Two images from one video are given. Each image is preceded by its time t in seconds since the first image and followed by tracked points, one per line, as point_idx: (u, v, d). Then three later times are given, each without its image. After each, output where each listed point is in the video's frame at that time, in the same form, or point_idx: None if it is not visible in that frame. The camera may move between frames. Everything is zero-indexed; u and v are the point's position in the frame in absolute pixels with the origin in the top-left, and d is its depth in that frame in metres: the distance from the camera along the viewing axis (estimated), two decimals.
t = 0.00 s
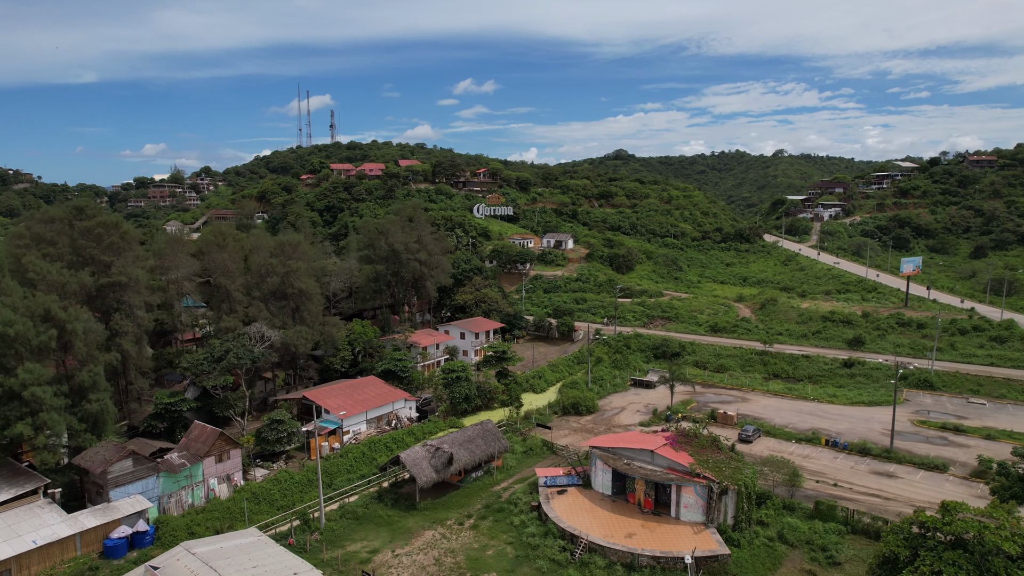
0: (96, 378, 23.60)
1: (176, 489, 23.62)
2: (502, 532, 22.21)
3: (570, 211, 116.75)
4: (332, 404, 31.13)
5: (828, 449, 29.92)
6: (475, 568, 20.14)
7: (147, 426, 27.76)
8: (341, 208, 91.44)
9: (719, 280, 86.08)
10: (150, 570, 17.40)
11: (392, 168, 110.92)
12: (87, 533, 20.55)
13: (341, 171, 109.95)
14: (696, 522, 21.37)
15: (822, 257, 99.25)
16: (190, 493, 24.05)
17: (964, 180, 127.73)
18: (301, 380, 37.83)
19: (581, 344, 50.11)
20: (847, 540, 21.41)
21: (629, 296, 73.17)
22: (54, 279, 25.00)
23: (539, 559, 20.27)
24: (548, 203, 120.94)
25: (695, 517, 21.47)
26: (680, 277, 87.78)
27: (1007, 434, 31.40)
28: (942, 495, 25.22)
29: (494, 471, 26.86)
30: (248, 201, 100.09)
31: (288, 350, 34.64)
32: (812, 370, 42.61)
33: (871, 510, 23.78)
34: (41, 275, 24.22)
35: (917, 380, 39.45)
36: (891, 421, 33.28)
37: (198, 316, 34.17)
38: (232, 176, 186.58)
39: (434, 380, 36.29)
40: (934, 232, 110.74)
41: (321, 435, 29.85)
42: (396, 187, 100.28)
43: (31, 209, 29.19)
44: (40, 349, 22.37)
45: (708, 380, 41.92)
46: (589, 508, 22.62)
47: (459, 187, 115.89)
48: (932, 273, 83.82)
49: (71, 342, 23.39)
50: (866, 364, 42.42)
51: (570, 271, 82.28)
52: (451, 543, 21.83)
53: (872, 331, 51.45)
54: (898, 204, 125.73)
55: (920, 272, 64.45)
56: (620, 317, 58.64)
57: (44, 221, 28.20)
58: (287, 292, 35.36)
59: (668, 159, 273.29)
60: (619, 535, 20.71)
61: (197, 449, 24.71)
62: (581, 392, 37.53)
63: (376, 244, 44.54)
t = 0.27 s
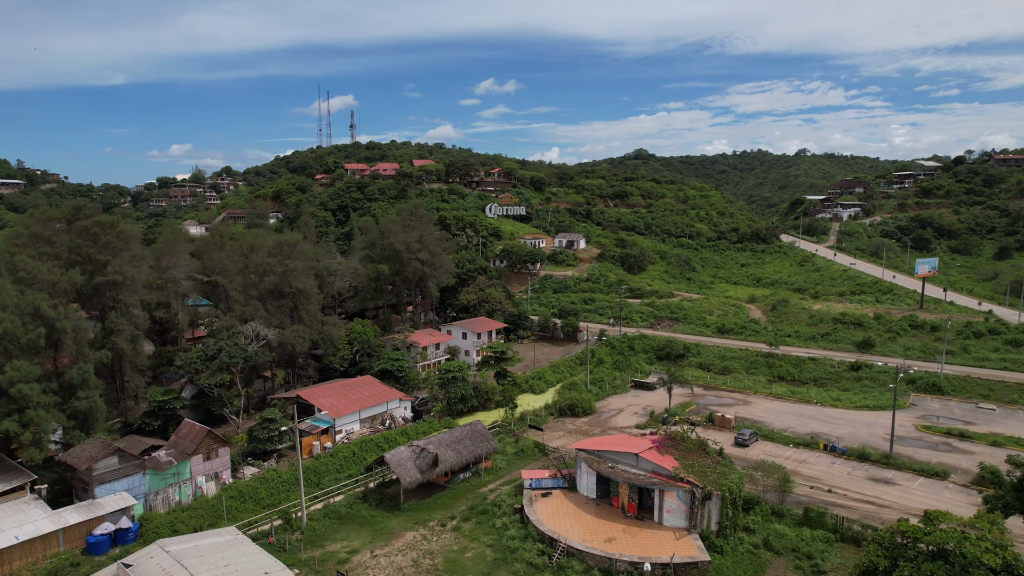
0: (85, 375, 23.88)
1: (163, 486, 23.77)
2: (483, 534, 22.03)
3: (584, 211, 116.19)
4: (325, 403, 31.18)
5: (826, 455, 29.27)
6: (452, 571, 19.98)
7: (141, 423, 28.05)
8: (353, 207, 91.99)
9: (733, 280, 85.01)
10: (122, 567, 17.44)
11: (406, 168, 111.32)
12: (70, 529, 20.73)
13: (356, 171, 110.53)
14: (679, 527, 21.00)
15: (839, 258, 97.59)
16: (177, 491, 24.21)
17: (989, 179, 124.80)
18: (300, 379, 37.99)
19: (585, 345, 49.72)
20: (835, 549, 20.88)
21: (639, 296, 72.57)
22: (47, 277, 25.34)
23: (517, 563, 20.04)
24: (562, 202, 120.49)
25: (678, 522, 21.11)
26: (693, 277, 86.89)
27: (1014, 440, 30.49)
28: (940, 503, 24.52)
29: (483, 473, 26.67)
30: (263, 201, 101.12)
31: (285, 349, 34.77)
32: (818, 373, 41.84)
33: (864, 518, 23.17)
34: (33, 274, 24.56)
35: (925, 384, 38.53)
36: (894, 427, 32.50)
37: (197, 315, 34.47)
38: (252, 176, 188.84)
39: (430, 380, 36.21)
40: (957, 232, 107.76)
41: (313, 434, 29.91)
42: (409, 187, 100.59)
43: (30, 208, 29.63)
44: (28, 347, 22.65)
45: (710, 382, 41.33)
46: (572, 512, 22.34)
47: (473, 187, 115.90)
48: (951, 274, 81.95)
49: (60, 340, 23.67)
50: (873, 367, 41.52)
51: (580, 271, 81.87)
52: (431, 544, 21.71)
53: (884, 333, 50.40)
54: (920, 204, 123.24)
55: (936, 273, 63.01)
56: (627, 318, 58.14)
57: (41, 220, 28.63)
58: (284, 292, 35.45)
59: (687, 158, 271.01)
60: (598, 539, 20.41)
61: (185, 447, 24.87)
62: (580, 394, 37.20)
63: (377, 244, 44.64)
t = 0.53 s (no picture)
0: (75, 373, 24.20)
1: (150, 483, 23.95)
2: (463, 536, 21.90)
3: (598, 211, 115.52)
4: (318, 402, 31.26)
5: (824, 460, 28.64)
6: (428, 573, 19.87)
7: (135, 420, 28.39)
8: (366, 206, 92.45)
9: (746, 281, 83.90)
10: (96, 564, 17.52)
11: (420, 168, 111.65)
12: (55, 525, 20.96)
13: (369, 171, 111.11)
14: (660, 532, 20.65)
15: (857, 258, 95.86)
16: (166, 488, 24.43)
17: (1015, 179, 121.71)
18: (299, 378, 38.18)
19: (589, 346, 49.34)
20: (821, 557, 20.38)
21: (649, 297, 71.90)
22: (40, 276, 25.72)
23: (493, 566, 19.85)
24: (576, 202, 119.92)
25: (659, 527, 20.76)
26: (706, 278, 85.93)
27: (1021, 447, 29.59)
28: (936, 511, 23.88)
29: (470, 474, 26.53)
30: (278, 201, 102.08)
31: (282, 348, 34.94)
32: (823, 376, 41.08)
33: (855, 526, 22.65)
34: (25, 272, 24.88)
35: (933, 388, 37.61)
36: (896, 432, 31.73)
37: (196, 314, 34.81)
38: (271, 176, 190.86)
39: (427, 380, 36.15)
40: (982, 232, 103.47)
41: (305, 433, 29.98)
42: (421, 186, 100.89)
43: (31, 208, 30.12)
44: (19, 344, 22.99)
45: (712, 384, 40.77)
46: (554, 515, 22.08)
47: (486, 187, 115.87)
48: (972, 276, 80.03)
49: (51, 338, 24.01)
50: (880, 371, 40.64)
51: (591, 271, 81.38)
52: (411, 545, 21.62)
53: (895, 336, 49.33)
54: (943, 204, 120.61)
55: (953, 275, 61.60)
56: (633, 319, 57.61)
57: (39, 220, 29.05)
58: (282, 291, 35.56)
59: (706, 158, 268.49)
60: (576, 543, 20.13)
61: (173, 444, 25.06)
62: (577, 395, 36.89)
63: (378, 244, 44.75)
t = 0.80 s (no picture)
0: (66, 370, 24.52)
1: (137, 480, 24.12)
2: (444, 538, 21.77)
3: (612, 211, 114.71)
4: (312, 401, 31.33)
5: (820, 465, 28.07)
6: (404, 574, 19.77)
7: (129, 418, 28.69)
8: (379, 206, 92.88)
9: (760, 282, 82.80)
10: (70, 560, 17.64)
11: (433, 168, 111.90)
12: (40, 520, 21.18)
13: (384, 171, 111.59)
14: (641, 537, 20.31)
15: (875, 259, 94.20)
16: (154, 485, 24.61)
17: None
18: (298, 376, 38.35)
19: (592, 346, 48.98)
20: (805, 565, 19.88)
21: (659, 297, 71.23)
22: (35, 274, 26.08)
23: (470, 568, 19.68)
24: (590, 202, 119.28)
25: (640, 532, 20.43)
26: (719, 278, 84.96)
27: None
28: (931, 520, 23.22)
29: (458, 475, 26.38)
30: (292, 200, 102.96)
31: (280, 347, 35.11)
32: (828, 379, 40.32)
33: (844, 533, 22.16)
34: (19, 271, 25.23)
35: (940, 393, 36.70)
36: (898, 438, 30.99)
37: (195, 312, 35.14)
38: (290, 176, 192.76)
39: (423, 380, 36.08)
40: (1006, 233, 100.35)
41: (298, 432, 30.04)
42: (434, 186, 101.10)
43: (32, 207, 30.59)
44: (9, 342, 23.31)
45: (714, 387, 40.21)
46: (535, 518, 21.83)
47: (500, 187, 115.76)
48: (992, 277, 78.14)
49: (42, 336, 24.32)
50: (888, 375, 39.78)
51: (602, 271, 80.86)
52: (391, 546, 21.53)
53: (906, 340, 48.27)
54: (966, 203, 117.93)
55: (970, 276, 60.19)
56: (640, 320, 57.08)
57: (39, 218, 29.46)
58: (279, 290, 35.67)
59: (726, 157, 265.80)
60: (554, 547, 19.88)
61: (162, 442, 25.23)
62: (575, 397, 36.59)
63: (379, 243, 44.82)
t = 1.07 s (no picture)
0: (58, 368, 24.88)
1: (126, 477, 24.36)
2: (424, 539, 21.67)
3: (626, 211, 113.95)
4: (305, 400, 31.42)
5: (815, 470, 27.52)
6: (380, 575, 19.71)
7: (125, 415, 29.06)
8: (391, 206, 93.34)
9: (773, 282, 81.68)
10: (46, 557, 17.80)
11: (447, 167, 112.14)
12: (27, 516, 21.46)
13: (397, 171, 112.00)
14: (620, 542, 20.00)
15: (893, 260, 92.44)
16: (143, 481, 24.87)
17: None
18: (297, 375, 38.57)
19: (596, 347, 48.65)
20: (788, 573, 19.42)
21: (669, 297, 70.58)
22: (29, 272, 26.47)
23: (445, 570, 19.54)
24: (604, 201, 118.64)
25: (620, 536, 20.11)
26: (732, 278, 83.98)
27: None
28: (925, 527, 22.59)
29: (446, 476, 26.29)
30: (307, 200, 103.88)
31: (277, 346, 35.30)
32: (833, 382, 39.58)
33: (831, 542, 21.68)
34: (14, 270, 25.64)
35: (947, 398, 35.84)
36: (900, 444, 30.25)
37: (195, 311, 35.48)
38: (308, 176, 194.44)
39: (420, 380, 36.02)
40: None
41: (290, 430, 30.15)
42: (447, 186, 101.27)
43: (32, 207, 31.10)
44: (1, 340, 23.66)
45: (716, 389, 39.69)
46: (515, 520, 21.56)
47: (513, 187, 115.60)
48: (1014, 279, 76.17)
49: (34, 334, 24.67)
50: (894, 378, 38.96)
51: (612, 271, 80.32)
52: (370, 546, 21.50)
53: (917, 343, 47.23)
54: (990, 203, 115.25)
55: (987, 278, 58.78)
56: (646, 321, 56.58)
57: (38, 217, 29.91)
58: (277, 289, 35.82)
59: (746, 156, 262.83)
60: (531, 550, 19.65)
61: (152, 439, 25.46)
62: (572, 398, 36.31)
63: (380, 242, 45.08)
